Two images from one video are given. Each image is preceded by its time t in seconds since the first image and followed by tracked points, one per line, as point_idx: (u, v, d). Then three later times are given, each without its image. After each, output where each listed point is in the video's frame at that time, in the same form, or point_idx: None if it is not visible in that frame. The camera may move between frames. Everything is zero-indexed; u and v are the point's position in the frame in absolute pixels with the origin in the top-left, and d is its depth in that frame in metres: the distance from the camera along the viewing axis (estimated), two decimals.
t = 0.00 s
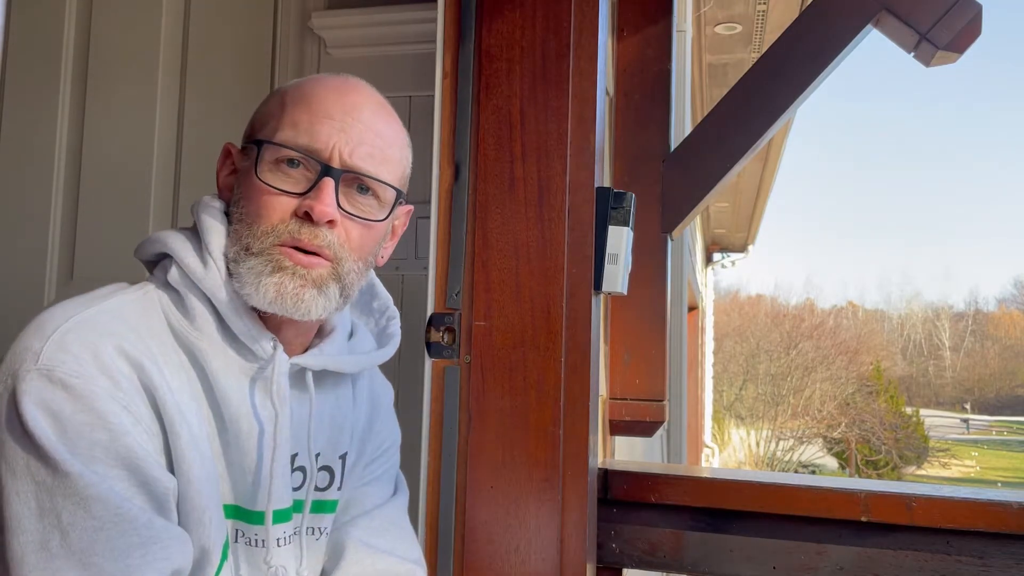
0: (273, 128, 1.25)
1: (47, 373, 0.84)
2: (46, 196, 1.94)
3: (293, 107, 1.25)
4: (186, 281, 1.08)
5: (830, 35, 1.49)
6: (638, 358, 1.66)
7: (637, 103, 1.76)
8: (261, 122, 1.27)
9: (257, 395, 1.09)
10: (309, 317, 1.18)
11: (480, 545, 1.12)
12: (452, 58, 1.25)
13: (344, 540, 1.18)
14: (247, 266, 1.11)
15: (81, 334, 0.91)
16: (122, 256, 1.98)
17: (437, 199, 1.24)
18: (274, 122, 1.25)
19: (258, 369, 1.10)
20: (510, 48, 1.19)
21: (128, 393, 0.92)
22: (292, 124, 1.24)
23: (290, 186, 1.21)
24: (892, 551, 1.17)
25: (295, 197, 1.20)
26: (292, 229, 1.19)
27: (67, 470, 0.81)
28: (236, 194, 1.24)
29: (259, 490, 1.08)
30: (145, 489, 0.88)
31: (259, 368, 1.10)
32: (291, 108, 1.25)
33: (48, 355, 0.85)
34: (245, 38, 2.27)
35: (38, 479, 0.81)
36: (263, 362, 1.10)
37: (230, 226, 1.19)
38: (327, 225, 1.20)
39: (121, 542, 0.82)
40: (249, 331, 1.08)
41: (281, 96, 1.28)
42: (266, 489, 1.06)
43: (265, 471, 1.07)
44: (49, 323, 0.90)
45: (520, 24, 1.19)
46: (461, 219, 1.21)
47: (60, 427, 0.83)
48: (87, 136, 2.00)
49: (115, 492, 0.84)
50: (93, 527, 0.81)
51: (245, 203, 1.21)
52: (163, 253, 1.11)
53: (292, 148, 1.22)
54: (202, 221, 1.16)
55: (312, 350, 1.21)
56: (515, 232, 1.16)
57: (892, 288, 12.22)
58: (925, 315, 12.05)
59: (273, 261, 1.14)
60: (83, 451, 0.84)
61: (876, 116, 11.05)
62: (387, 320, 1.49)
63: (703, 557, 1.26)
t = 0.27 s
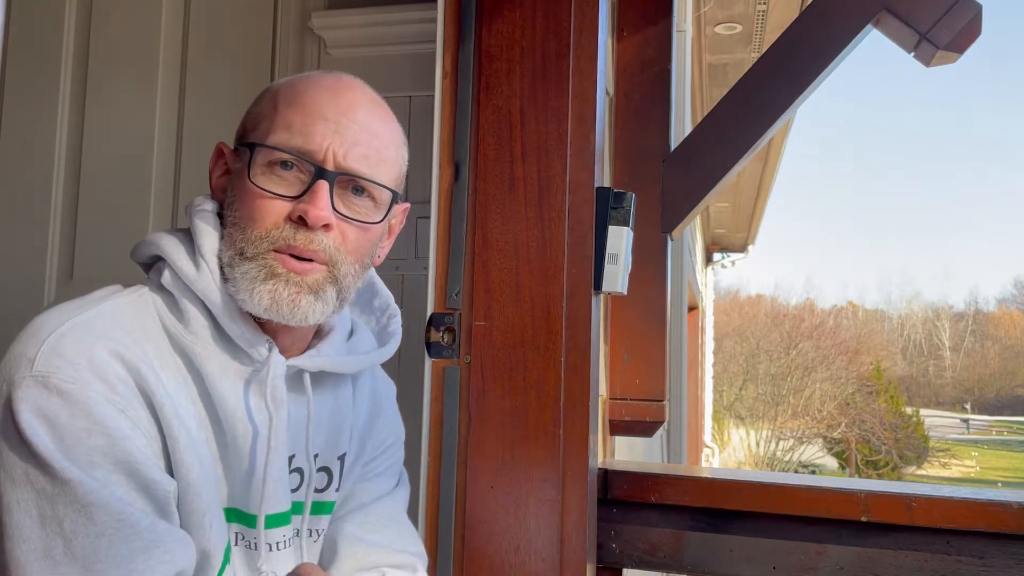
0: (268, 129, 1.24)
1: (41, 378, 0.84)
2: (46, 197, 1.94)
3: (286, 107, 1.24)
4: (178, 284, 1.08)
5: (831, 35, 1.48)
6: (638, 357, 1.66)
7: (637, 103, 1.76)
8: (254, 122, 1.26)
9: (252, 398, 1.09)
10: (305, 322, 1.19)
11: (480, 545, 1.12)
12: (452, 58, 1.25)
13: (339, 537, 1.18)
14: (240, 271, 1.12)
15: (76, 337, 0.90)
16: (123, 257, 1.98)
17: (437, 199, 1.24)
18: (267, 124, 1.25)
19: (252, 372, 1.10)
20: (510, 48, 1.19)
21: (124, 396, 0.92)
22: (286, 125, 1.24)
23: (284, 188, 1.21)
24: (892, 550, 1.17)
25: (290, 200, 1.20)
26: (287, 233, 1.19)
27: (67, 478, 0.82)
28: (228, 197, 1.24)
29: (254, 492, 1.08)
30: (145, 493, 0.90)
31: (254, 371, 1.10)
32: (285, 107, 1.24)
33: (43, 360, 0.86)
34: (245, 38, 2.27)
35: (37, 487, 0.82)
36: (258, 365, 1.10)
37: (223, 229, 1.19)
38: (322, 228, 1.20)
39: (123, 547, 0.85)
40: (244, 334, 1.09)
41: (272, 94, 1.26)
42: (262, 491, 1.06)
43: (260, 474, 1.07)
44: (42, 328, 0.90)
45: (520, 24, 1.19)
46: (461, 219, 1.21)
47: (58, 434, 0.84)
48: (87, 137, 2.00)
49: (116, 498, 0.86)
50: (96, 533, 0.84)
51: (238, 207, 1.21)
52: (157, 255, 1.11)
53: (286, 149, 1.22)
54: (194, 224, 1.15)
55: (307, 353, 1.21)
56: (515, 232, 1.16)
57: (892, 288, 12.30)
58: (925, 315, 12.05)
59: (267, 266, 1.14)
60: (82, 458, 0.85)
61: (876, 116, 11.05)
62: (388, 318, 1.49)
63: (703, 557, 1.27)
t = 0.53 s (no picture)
0: (267, 132, 1.24)
1: (36, 383, 0.84)
2: (45, 197, 1.94)
3: (286, 111, 1.23)
4: (175, 288, 1.08)
5: (831, 35, 1.48)
6: (638, 358, 1.66)
7: (637, 103, 1.76)
8: (254, 126, 1.26)
9: (249, 403, 1.09)
10: (312, 332, 1.20)
11: (479, 545, 1.12)
12: (452, 58, 1.25)
13: (332, 541, 1.19)
14: (243, 282, 1.11)
15: (71, 342, 0.90)
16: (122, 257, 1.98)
17: (437, 199, 1.24)
18: (266, 128, 1.24)
19: (249, 377, 1.10)
20: (510, 48, 1.19)
21: (119, 401, 0.92)
22: (287, 129, 1.23)
23: (289, 197, 1.21)
24: (893, 551, 1.16)
25: (294, 208, 1.20)
26: (292, 242, 1.19)
27: (56, 486, 0.82)
28: (230, 203, 1.23)
29: (250, 498, 1.08)
30: (136, 501, 0.90)
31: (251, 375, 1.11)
32: (285, 111, 1.24)
33: (37, 365, 0.86)
34: (246, 37, 2.26)
35: (27, 494, 0.83)
36: (255, 370, 1.11)
37: (223, 239, 1.18)
38: (329, 238, 1.21)
39: (111, 557, 0.85)
40: (242, 339, 1.09)
41: (271, 97, 1.26)
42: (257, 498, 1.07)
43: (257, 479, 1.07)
44: (38, 332, 0.90)
45: (520, 24, 1.19)
46: (461, 219, 1.21)
47: (50, 440, 0.84)
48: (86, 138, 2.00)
49: (106, 507, 0.85)
50: (84, 543, 0.83)
51: (240, 214, 1.21)
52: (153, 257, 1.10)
53: (287, 156, 1.22)
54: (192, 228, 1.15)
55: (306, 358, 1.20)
56: (515, 233, 1.15)
57: (892, 289, 12.45)
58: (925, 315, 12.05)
59: (271, 278, 1.14)
60: (74, 465, 0.85)
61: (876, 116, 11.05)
62: (386, 322, 1.49)
63: (703, 558, 1.26)
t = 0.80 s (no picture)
0: (255, 135, 1.24)
1: (21, 388, 0.85)
2: (44, 197, 1.94)
3: (274, 115, 1.23)
4: (162, 291, 1.08)
5: (831, 35, 1.48)
6: (638, 358, 1.66)
7: (637, 103, 1.76)
8: (241, 129, 1.25)
9: (240, 406, 1.09)
10: (302, 339, 1.20)
11: (479, 546, 1.12)
12: (451, 58, 1.25)
13: (327, 543, 1.18)
14: (231, 288, 1.12)
15: (57, 346, 0.91)
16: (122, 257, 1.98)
17: (437, 199, 1.24)
18: (253, 131, 1.24)
19: (240, 380, 1.10)
20: (510, 48, 1.19)
21: (106, 406, 0.92)
22: (275, 132, 1.23)
23: (277, 201, 1.20)
24: (892, 551, 1.17)
25: (283, 213, 1.20)
26: (281, 248, 1.19)
27: (43, 493, 0.82)
28: (217, 208, 1.23)
29: (243, 501, 1.08)
30: (124, 507, 0.90)
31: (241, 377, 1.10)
32: (273, 114, 1.24)
33: (23, 370, 0.86)
34: (245, 38, 2.26)
35: (14, 501, 0.82)
36: (245, 372, 1.10)
37: (210, 243, 1.19)
38: (318, 244, 1.21)
39: (98, 563, 0.85)
40: (232, 343, 1.08)
41: (258, 100, 1.25)
42: (250, 501, 1.06)
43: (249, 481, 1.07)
44: (25, 337, 0.91)
45: (520, 24, 1.19)
46: (461, 218, 1.21)
47: (35, 445, 0.84)
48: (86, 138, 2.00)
49: (91, 513, 0.86)
50: (71, 549, 0.83)
51: (227, 220, 1.21)
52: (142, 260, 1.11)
53: (274, 161, 1.22)
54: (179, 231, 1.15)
55: (297, 359, 1.20)
56: (515, 232, 1.15)
57: (892, 288, 12.30)
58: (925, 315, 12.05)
59: (259, 285, 1.14)
60: (60, 470, 0.85)
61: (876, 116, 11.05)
62: (380, 319, 1.49)
63: (703, 558, 1.26)
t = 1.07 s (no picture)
0: (250, 137, 1.24)
1: (21, 386, 0.85)
2: (44, 197, 1.94)
3: (269, 117, 1.23)
4: (161, 289, 1.07)
5: (831, 35, 1.48)
6: (638, 357, 1.66)
7: (637, 102, 1.76)
8: (237, 131, 1.25)
9: (237, 404, 1.09)
10: (300, 334, 1.20)
11: (479, 545, 1.12)
12: (451, 59, 1.25)
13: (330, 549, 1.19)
14: (231, 287, 1.11)
15: (57, 345, 0.91)
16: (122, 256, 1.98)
17: (437, 198, 1.24)
18: (248, 133, 1.24)
19: (237, 378, 1.10)
20: (510, 48, 1.19)
21: (106, 404, 0.92)
22: (271, 135, 1.23)
23: (274, 202, 1.21)
24: (893, 551, 1.17)
25: (281, 215, 1.20)
26: (278, 248, 1.20)
27: (42, 490, 0.82)
28: (214, 208, 1.23)
29: (240, 498, 1.08)
30: (124, 504, 0.90)
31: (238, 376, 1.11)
32: (268, 116, 1.23)
33: (22, 368, 0.86)
34: (245, 38, 2.26)
35: (14, 498, 0.82)
36: (242, 370, 1.11)
37: (207, 244, 1.19)
38: (316, 244, 1.21)
39: (100, 560, 0.84)
40: (229, 342, 1.09)
41: (254, 101, 1.25)
42: (248, 499, 1.06)
43: (245, 478, 1.07)
44: (24, 335, 0.91)
45: (520, 24, 1.19)
46: (461, 218, 1.21)
47: (35, 443, 0.84)
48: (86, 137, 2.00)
49: (92, 509, 0.85)
50: (72, 546, 0.83)
51: (225, 220, 1.21)
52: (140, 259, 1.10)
53: (270, 163, 1.21)
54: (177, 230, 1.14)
55: (295, 358, 1.20)
56: (514, 233, 1.15)
57: (892, 289, 12.44)
58: (925, 315, 12.05)
59: (259, 282, 1.15)
60: (60, 468, 0.85)
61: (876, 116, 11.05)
62: (378, 316, 1.49)
63: (703, 558, 1.26)
